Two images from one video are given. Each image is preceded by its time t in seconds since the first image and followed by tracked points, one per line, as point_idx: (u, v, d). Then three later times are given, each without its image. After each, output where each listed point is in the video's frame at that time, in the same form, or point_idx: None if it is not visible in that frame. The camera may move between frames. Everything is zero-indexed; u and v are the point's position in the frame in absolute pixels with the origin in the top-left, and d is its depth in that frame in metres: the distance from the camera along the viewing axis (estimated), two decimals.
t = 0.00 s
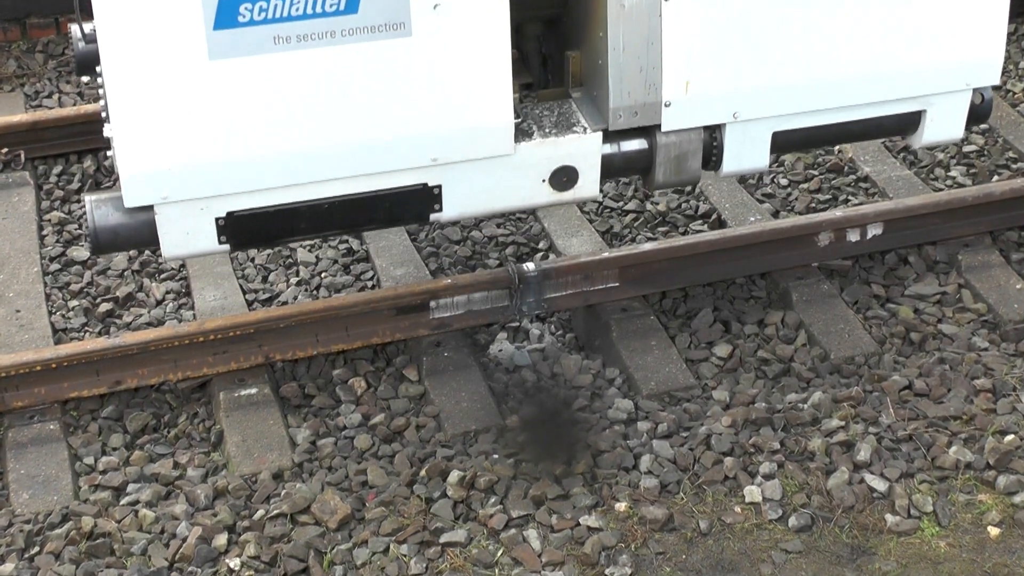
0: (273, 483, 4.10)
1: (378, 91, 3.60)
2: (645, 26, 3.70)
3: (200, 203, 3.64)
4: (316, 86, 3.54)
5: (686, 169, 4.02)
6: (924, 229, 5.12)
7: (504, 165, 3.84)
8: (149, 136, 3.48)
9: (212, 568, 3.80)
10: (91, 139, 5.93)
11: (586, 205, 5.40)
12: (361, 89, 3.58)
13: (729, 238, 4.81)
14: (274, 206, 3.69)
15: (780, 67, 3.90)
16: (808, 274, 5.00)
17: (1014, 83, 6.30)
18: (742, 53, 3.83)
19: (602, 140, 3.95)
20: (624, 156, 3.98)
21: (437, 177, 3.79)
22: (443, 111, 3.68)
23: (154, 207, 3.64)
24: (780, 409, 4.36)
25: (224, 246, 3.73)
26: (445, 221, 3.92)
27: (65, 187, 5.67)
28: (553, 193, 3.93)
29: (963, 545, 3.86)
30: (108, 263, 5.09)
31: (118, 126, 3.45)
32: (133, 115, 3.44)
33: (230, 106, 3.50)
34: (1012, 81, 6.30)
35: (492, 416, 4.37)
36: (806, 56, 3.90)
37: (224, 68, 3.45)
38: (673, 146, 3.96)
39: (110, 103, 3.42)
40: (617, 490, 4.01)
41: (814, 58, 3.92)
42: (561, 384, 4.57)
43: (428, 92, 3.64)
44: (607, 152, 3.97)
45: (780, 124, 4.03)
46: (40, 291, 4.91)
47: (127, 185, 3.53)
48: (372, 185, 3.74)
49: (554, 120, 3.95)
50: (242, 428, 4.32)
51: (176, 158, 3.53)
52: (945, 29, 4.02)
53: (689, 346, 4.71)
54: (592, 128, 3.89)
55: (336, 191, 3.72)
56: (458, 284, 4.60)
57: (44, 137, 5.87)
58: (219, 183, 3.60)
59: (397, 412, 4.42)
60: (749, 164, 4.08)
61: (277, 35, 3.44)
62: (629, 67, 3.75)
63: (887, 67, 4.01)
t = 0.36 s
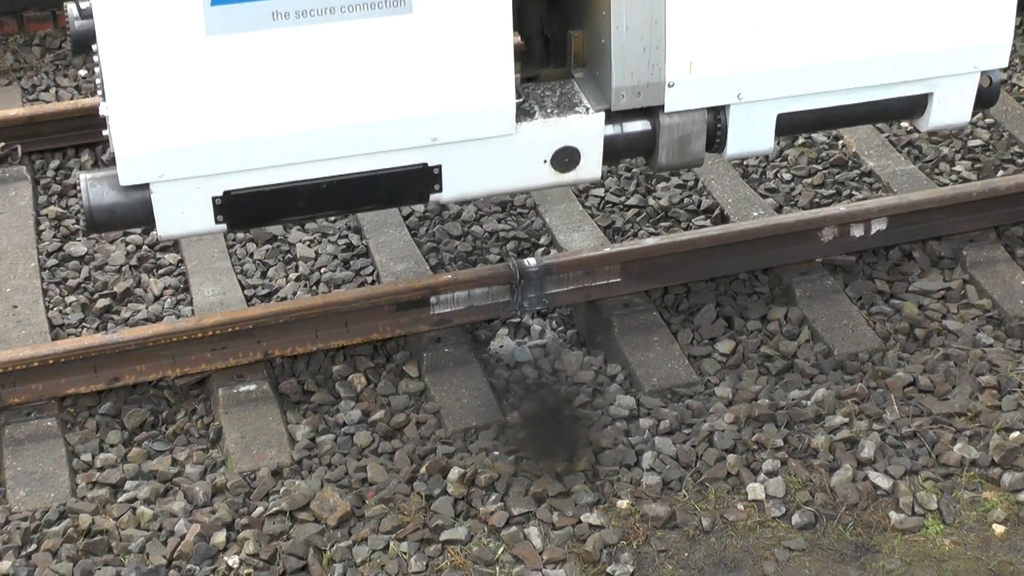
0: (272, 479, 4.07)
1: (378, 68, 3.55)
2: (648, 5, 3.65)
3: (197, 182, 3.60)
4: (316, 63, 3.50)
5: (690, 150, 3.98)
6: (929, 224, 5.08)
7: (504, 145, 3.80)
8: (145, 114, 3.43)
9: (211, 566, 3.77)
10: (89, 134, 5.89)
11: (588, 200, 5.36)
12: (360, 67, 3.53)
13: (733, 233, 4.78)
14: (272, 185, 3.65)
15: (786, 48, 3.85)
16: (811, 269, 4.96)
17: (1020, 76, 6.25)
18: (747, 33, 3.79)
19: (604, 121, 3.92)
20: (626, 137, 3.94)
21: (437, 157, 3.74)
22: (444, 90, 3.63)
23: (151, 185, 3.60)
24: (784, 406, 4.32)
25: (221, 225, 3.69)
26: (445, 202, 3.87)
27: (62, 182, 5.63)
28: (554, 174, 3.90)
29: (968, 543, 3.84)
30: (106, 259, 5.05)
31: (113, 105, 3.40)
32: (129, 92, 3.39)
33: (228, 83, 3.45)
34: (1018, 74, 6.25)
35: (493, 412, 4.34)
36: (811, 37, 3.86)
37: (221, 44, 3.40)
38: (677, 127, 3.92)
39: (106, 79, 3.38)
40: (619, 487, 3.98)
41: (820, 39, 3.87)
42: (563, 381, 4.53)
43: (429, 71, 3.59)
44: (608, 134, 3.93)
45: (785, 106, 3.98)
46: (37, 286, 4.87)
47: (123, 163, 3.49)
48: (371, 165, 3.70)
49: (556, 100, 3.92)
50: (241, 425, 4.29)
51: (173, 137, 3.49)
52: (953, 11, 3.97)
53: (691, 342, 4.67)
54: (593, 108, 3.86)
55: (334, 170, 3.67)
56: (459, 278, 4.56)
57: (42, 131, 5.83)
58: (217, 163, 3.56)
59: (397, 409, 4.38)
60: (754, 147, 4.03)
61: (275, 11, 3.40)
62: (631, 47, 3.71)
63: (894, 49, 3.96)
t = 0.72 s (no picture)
0: (269, 479, 3.97)
1: (379, 39, 3.41)
2: None
3: (192, 156, 3.47)
4: (320, 7, 3.34)
5: (701, 128, 3.85)
6: (943, 216, 4.95)
7: (510, 121, 3.66)
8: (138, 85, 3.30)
9: (206, 568, 3.67)
10: (81, 124, 5.78)
11: (593, 192, 5.25)
12: (361, 38, 3.40)
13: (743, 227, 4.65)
14: (270, 160, 3.51)
15: (801, 23, 3.72)
16: (823, 264, 4.84)
17: None
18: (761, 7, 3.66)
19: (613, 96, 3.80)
20: (635, 114, 3.80)
21: (440, 133, 3.61)
22: (448, 63, 3.49)
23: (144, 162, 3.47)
24: (794, 404, 4.21)
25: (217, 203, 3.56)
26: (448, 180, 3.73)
27: (54, 173, 5.51)
28: (563, 151, 3.75)
29: (983, 545, 3.73)
30: (99, 252, 4.94)
31: (106, 77, 3.28)
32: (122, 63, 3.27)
33: (223, 53, 3.32)
34: None
35: (496, 410, 4.23)
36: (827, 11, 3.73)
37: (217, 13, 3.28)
38: (688, 103, 3.79)
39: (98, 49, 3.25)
40: (625, 487, 3.87)
41: (837, 13, 3.74)
42: (568, 378, 4.41)
43: (432, 43, 3.45)
44: (618, 110, 3.79)
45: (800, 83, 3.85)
46: (28, 281, 4.76)
47: (116, 137, 3.36)
48: (371, 141, 3.56)
49: (563, 75, 3.79)
50: (237, 423, 4.18)
51: (168, 112, 3.37)
52: None
53: (698, 339, 4.56)
54: (602, 83, 3.72)
55: (334, 146, 3.54)
56: (461, 272, 4.45)
57: (33, 122, 5.71)
58: (213, 138, 3.43)
59: (398, 406, 4.27)
60: (767, 125, 3.91)
61: None
62: (640, 21, 3.59)
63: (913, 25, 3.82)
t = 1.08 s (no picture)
0: (268, 481, 3.86)
1: (386, 12, 3.28)
2: None
3: (193, 135, 3.33)
4: None
5: (718, 106, 3.71)
6: (963, 213, 4.83)
7: (522, 98, 3.53)
8: (137, 60, 3.16)
9: (203, 572, 3.57)
10: (74, 116, 5.66)
11: (602, 187, 5.14)
12: (368, 10, 3.26)
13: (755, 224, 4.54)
14: (273, 139, 3.38)
15: None
16: (838, 261, 4.72)
17: None
18: None
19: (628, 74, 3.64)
20: (650, 91, 3.67)
21: (449, 111, 3.47)
22: (458, 35, 3.35)
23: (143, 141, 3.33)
24: (808, 406, 4.09)
25: (219, 182, 3.42)
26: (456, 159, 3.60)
27: (48, 166, 5.39)
28: (576, 129, 3.62)
29: (1003, 551, 3.62)
30: (94, 248, 4.83)
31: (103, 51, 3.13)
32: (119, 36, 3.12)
33: (225, 26, 3.18)
34: None
35: (501, 410, 4.12)
36: None
37: None
38: (706, 80, 3.65)
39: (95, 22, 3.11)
40: (634, 490, 3.76)
41: None
42: (576, 379, 4.30)
43: (441, 14, 3.31)
44: (632, 88, 3.66)
45: (821, 60, 3.71)
46: (21, 277, 4.65)
47: (114, 114, 3.22)
48: (378, 118, 3.43)
49: (577, 51, 3.62)
50: (236, 423, 4.07)
51: (167, 88, 3.23)
52: None
53: (710, 338, 4.44)
54: (617, 60, 3.57)
55: (340, 124, 3.41)
56: (466, 269, 4.33)
57: (25, 113, 5.59)
58: (213, 115, 3.29)
59: (400, 406, 4.16)
60: (786, 103, 3.76)
61: None
62: None
63: None
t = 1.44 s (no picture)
0: (259, 486, 3.70)
1: None
2: None
3: (188, 108, 3.09)
4: None
5: (735, 79, 3.46)
6: (986, 207, 4.65)
7: (534, 70, 3.26)
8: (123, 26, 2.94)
9: None
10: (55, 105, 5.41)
11: (607, 179, 4.96)
12: None
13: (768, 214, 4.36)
14: (269, 113, 3.12)
15: None
16: (853, 256, 4.54)
17: None
18: None
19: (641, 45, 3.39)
20: (664, 63, 3.41)
21: (455, 83, 3.21)
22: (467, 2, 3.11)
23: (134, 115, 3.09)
24: (822, 407, 3.92)
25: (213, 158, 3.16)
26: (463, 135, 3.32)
27: (29, 157, 5.18)
28: (588, 103, 3.35)
29: None
30: (78, 243, 4.66)
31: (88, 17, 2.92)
32: None
33: None
34: None
35: (502, 412, 3.95)
36: None
37: None
38: (722, 52, 3.40)
39: None
40: (641, 495, 3.60)
41: None
42: (580, 380, 4.13)
43: None
44: (646, 60, 3.41)
45: (845, 29, 3.46)
46: (2, 273, 4.48)
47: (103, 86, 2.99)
48: (379, 91, 3.17)
49: (587, 21, 3.37)
50: (226, 425, 3.91)
51: (156, 57, 3.00)
52: None
53: (720, 337, 4.27)
54: (630, 29, 3.33)
55: (339, 97, 3.15)
56: (466, 265, 4.16)
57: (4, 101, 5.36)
58: (204, 86, 3.05)
59: (397, 408, 4.00)
60: (807, 76, 3.52)
61: None
62: None
63: None
